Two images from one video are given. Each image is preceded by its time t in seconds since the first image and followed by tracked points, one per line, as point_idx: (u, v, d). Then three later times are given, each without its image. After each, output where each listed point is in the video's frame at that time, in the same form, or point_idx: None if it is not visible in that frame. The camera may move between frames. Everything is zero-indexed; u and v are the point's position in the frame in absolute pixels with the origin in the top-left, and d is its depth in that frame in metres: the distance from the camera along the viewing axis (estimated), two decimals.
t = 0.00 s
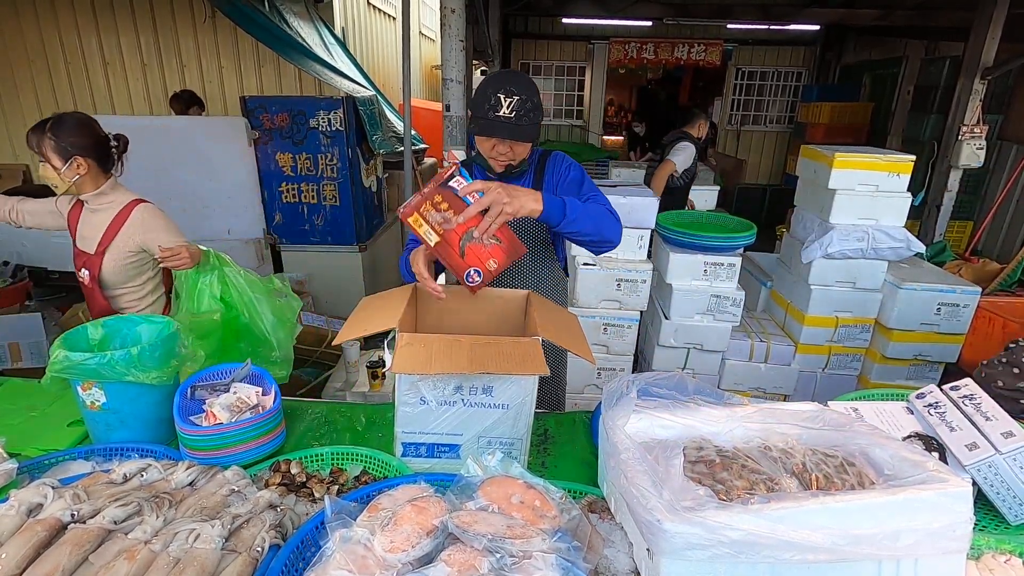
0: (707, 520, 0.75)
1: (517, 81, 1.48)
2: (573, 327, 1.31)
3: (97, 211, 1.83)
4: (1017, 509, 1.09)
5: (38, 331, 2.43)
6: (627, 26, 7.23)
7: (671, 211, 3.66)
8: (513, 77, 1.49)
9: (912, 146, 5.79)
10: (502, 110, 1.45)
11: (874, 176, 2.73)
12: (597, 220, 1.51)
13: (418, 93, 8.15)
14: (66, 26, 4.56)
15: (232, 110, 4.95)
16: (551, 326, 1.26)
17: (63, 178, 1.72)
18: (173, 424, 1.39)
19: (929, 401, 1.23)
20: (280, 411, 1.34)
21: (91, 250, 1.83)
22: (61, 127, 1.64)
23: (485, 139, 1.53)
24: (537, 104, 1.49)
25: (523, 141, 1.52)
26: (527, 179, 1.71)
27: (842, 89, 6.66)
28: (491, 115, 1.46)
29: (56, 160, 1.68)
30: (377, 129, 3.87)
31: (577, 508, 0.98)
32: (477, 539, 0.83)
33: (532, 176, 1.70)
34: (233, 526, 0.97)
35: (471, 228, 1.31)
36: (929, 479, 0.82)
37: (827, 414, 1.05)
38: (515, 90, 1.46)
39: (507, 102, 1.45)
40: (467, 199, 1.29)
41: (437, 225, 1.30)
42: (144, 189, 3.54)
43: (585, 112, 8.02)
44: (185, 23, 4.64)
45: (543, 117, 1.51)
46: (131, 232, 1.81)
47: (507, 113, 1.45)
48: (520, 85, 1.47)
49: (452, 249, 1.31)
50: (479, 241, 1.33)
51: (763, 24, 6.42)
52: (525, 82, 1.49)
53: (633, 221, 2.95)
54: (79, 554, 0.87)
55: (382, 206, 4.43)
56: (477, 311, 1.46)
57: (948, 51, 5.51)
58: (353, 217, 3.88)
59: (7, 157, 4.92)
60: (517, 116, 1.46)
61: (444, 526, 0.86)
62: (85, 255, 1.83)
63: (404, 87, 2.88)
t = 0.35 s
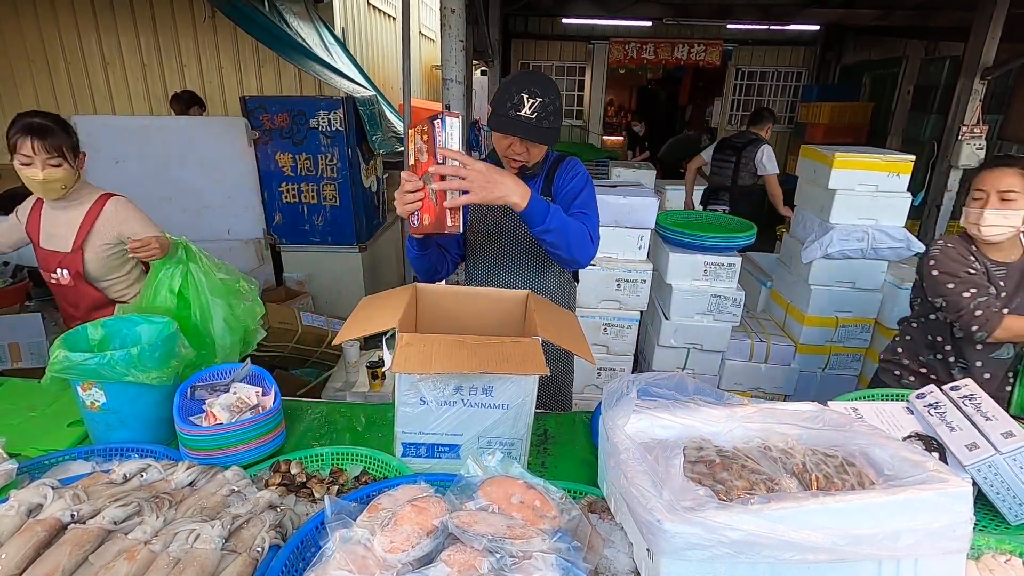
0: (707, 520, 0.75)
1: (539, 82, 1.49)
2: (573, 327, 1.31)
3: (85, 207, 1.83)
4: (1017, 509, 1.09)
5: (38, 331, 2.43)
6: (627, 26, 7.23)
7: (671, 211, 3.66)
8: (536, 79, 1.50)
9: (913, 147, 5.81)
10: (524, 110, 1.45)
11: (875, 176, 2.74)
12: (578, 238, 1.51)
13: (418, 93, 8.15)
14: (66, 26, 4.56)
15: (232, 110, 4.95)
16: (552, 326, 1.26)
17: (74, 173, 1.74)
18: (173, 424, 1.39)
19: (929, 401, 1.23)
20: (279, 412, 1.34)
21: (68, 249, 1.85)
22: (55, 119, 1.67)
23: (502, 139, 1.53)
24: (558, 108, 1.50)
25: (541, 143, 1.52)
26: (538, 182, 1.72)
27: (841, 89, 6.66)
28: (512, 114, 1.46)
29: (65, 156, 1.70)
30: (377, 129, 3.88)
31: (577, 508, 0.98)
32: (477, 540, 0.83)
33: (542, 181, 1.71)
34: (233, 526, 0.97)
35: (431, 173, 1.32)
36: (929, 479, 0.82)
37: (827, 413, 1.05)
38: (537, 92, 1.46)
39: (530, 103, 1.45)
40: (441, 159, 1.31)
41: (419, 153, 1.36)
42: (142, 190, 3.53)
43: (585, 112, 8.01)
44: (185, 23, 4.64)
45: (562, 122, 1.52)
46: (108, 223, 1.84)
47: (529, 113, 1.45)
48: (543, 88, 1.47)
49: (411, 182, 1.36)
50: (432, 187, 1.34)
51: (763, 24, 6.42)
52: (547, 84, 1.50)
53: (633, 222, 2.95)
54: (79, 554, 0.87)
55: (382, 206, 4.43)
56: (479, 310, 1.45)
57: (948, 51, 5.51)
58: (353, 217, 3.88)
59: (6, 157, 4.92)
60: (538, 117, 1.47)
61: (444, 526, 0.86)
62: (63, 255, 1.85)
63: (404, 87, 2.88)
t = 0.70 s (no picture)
0: (707, 520, 0.75)
1: (522, 78, 1.46)
2: (572, 327, 1.31)
3: (122, 211, 1.84)
4: (1017, 510, 1.09)
5: (38, 331, 2.43)
6: (627, 25, 7.23)
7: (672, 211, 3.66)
8: (520, 76, 1.48)
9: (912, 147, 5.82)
10: (501, 106, 1.44)
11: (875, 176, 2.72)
12: (528, 275, 1.36)
13: (418, 93, 8.15)
14: (66, 26, 4.56)
15: (232, 110, 4.95)
16: (551, 327, 1.26)
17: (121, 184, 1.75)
18: (173, 424, 1.39)
19: (929, 401, 1.23)
20: (279, 412, 1.34)
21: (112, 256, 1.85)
22: (100, 130, 1.66)
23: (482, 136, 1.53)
24: (540, 106, 1.47)
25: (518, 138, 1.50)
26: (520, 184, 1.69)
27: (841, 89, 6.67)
28: (489, 108, 1.45)
29: (115, 169, 1.71)
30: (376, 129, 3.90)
31: (577, 508, 0.98)
32: (477, 540, 0.83)
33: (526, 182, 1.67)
34: (233, 526, 0.97)
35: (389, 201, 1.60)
36: (929, 479, 0.82)
37: (827, 414, 1.05)
38: (517, 89, 1.44)
39: (506, 98, 1.44)
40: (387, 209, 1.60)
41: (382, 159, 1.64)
42: (144, 190, 3.54)
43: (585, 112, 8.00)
44: (186, 23, 4.64)
45: (545, 120, 1.49)
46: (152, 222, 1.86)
47: (505, 108, 1.44)
48: (523, 85, 1.45)
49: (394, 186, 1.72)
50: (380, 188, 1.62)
51: (763, 24, 6.43)
52: (530, 82, 1.47)
53: (633, 222, 2.95)
54: (79, 555, 0.87)
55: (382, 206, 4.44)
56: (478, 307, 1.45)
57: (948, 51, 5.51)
58: (353, 217, 3.88)
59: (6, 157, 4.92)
60: (514, 113, 1.45)
61: (444, 526, 0.87)
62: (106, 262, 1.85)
63: (404, 87, 2.88)
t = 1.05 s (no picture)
0: (707, 520, 0.75)
1: (458, 85, 1.44)
2: (572, 326, 1.31)
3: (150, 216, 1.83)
4: (1017, 510, 1.09)
5: (38, 331, 2.42)
6: (627, 25, 7.23)
7: (672, 211, 3.66)
8: (457, 83, 1.46)
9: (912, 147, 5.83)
10: (444, 119, 1.43)
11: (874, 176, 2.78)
12: (523, 278, 1.36)
13: (418, 93, 8.15)
14: (66, 26, 4.56)
15: (232, 110, 4.95)
16: (550, 326, 1.26)
17: (98, 219, 1.67)
18: (174, 424, 1.39)
19: (929, 401, 1.23)
20: (280, 412, 1.34)
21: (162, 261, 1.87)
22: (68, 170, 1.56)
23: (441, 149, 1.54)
24: (484, 106, 1.44)
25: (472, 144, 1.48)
26: (495, 186, 1.66)
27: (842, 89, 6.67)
28: (435, 125, 1.44)
29: (82, 208, 1.61)
30: (376, 129, 3.79)
31: (577, 508, 0.98)
32: (477, 540, 0.83)
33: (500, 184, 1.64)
34: (233, 526, 0.97)
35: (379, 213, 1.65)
36: (929, 479, 0.82)
37: (827, 414, 1.05)
38: (454, 96, 1.43)
39: (448, 110, 1.43)
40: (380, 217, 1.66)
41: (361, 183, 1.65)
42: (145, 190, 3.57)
43: (585, 112, 7.98)
44: (185, 23, 4.64)
45: (492, 119, 1.46)
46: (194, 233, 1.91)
47: (449, 120, 1.43)
48: (459, 91, 1.43)
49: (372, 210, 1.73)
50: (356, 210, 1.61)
51: (764, 24, 6.43)
52: (471, 87, 1.45)
53: (633, 222, 2.95)
54: (78, 554, 0.87)
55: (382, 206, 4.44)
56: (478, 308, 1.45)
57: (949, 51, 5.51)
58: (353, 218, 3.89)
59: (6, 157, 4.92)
60: (459, 121, 1.43)
61: (444, 526, 0.86)
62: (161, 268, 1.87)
63: (404, 87, 2.88)
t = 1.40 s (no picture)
0: (707, 520, 0.75)
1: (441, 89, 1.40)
2: (572, 326, 1.31)
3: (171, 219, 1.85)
4: (1017, 510, 1.09)
5: (38, 331, 2.42)
6: (627, 25, 7.23)
7: (672, 211, 3.66)
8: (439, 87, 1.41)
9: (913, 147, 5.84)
10: (438, 126, 1.38)
11: (876, 176, 2.91)
12: (530, 268, 1.37)
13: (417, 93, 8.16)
14: (66, 26, 4.57)
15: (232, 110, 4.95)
16: (549, 326, 1.25)
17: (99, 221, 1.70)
18: (174, 424, 1.39)
19: (928, 401, 1.23)
20: (280, 412, 1.34)
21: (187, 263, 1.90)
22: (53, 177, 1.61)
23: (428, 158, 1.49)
24: (471, 106, 1.42)
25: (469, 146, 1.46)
26: (484, 186, 1.66)
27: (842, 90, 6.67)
28: (430, 134, 1.39)
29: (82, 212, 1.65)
30: (376, 129, 3.85)
31: (577, 508, 0.98)
32: (477, 540, 0.83)
33: (489, 185, 1.65)
34: (233, 526, 0.97)
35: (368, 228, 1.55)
36: (929, 479, 0.82)
37: (827, 414, 1.05)
38: (443, 100, 1.38)
39: (440, 115, 1.38)
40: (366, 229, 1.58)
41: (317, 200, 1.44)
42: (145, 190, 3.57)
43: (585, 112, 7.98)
44: (185, 22, 4.64)
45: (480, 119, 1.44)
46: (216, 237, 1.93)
47: (445, 126, 1.38)
48: (448, 94, 1.38)
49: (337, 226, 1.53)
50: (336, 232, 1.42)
51: (764, 24, 6.43)
52: (454, 89, 1.41)
53: (634, 221, 2.96)
54: (78, 555, 0.87)
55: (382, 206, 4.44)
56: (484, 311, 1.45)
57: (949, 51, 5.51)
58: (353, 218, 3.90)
59: (7, 157, 4.92)
60: (455, 125, 1.40)
61: (444, 526, 0.86)
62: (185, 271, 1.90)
63: (404, 87, 2.88)
